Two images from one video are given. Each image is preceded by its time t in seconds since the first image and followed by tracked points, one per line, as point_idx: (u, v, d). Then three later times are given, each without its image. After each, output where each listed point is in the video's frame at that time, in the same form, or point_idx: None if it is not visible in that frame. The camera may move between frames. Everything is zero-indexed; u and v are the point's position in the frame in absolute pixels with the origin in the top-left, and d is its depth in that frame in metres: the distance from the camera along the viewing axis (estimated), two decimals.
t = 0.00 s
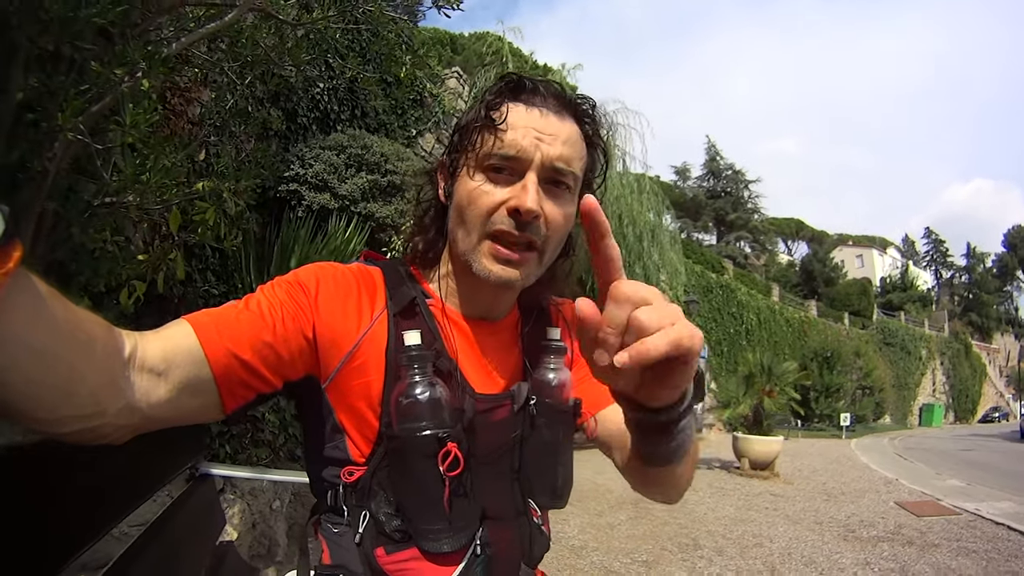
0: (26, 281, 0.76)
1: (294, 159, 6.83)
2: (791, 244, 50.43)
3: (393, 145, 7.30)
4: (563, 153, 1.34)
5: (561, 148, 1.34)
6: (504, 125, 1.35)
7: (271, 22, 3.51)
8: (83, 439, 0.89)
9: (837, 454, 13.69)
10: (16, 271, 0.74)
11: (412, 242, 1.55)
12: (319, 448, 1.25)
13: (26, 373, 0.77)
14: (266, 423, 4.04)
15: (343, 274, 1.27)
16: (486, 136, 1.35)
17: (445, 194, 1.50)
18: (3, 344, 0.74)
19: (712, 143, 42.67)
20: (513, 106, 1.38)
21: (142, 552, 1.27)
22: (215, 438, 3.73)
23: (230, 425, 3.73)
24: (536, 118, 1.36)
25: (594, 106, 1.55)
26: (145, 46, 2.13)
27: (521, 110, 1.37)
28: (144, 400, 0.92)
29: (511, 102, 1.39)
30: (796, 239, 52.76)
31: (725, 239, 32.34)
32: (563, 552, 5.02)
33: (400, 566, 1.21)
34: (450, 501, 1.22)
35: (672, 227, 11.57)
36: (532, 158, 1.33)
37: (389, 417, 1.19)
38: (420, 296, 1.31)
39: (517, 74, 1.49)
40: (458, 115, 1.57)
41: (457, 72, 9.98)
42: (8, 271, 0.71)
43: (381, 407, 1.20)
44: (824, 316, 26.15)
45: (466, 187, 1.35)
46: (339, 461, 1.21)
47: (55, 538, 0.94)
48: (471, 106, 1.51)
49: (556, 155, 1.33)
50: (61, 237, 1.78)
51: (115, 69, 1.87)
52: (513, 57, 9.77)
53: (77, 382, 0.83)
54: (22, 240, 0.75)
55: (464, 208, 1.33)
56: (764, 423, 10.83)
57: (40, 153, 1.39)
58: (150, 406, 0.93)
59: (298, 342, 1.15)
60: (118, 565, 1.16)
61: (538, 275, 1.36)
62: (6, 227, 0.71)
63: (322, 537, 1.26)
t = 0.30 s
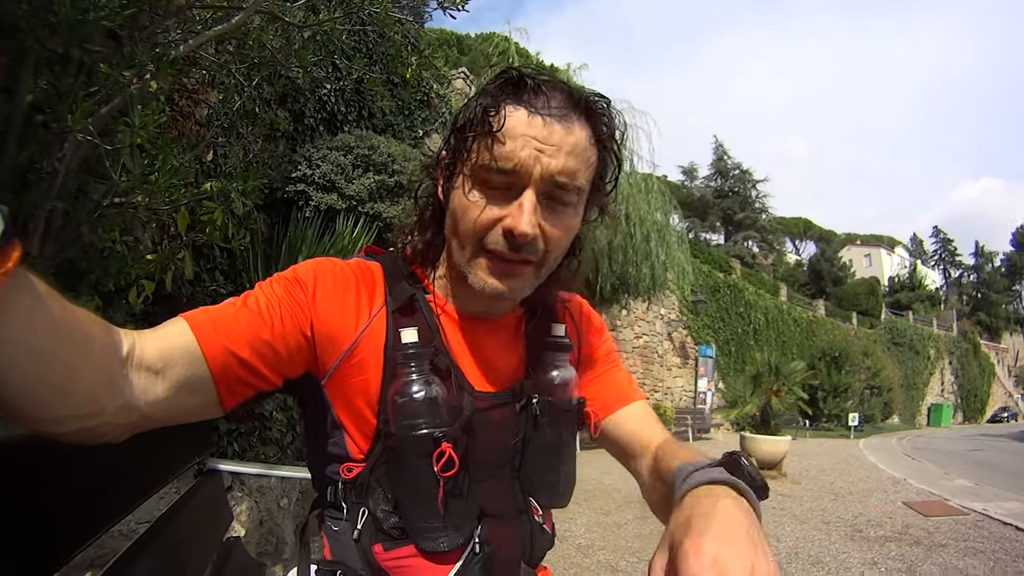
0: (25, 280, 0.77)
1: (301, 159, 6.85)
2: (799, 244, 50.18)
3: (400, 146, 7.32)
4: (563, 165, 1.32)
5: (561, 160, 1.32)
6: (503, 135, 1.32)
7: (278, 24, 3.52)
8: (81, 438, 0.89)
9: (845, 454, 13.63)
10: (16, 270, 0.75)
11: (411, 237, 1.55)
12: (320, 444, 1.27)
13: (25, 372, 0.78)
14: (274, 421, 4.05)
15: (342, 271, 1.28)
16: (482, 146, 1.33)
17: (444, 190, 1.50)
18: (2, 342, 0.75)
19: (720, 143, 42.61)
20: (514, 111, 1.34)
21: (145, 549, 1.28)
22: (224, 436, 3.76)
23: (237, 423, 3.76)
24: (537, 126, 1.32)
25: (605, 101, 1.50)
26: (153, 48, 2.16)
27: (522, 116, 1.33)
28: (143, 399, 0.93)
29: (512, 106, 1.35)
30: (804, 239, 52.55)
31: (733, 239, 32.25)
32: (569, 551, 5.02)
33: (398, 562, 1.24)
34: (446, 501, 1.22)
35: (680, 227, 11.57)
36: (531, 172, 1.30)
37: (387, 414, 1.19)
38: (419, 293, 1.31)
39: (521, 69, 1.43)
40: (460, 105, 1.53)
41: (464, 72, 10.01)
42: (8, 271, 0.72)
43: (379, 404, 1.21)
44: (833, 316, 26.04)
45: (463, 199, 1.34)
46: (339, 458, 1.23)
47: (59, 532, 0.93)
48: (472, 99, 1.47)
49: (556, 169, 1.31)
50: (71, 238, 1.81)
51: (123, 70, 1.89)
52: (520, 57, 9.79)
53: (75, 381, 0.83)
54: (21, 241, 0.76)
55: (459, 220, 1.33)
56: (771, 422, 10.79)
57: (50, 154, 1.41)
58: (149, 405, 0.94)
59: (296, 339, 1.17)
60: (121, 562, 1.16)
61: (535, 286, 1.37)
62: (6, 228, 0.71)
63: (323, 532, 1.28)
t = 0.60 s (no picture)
0: (26, 281, 0.78)
1: (309, 160, 6.88)
2: (808, 243, 49.96)
3: (408, 146, 7.34)
4: (585, 198, 1.29)
5: (583, 193, 1.29)
6: (528, 158, 1.28)
7: (286, 25, 3.53)
8: (83, 440, 0.90)
9: (855, 455, 13.55)
10: (16, 271, 0.75)
11: (422, 236, 1.56)
12: (325, 444, 1.28)
13: (25, 373, 0.79)
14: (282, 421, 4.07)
15: (345, 270, 1.28)
16: (503, 164, 1.30)
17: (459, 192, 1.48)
18: (3, 344, 0.76)
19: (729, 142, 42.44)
20: (541, 133, 1.30)
21: (150, 550, 1.28)
22: (232, 436, 3.77)
23: (245, 423, 3.77)
24: (564, 154, 1.28)
25: (639, 129, 1.46)
26: (160, 49, 2.17)
27: (549, 140, 1.29)
28: (144, 399, 0.94)
29: (542, 127, 1.31)
30: (814, 238, 52.29)
31: (742, 239, 32.14)
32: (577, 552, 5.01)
33: (404, 564, 1.23)
34: (452, 502, 1.21)
35: (688, 227, 11.55)
36: (550, 200, 1.27)
37: (390, 414, 1.19)
38: (423, 290, 1.31)
39: (560, 89, 1.38)
40: (491, 106, 1.49)
41: (472, 73, 10.03)
42: (8, 271, 0.73)
43: (383, 403, 1.21)
44: (843, 316, 25.91)
45: (478, 213, 1.32)
46: (344, 458, 1.24)
47: (63, 536, 0.88)
48: (502, 106, 1.43)
49: (577, 201, 1.28)
50: (78, 238, 1.83)
51: (130, 72, 1.90)
52: (528, 57, 9.80)
53: (75, 382, 0.84)
54: (21, 242, 0.77)
55: (470, 235, 1.32)
56: (781, 423, 10.75)
57: (58, 155, 1.43)
58: (150, 405, 0.95)
59: (298, 338, 1.17)
60: (127, 564, 1.16)
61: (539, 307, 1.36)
62: (6, 230, 0.72)
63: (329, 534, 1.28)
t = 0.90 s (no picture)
0: (25, 282, 0.77)
1: (302, 164, 6.85)
2: (799, 248, 50.20)
3: (402, 151, 7.33)
4: (587, 212, 1.29)
5: (587, 208, 1.29)
6: (536, 169, 1.29)
7: (280, 27, 3.52)
8: (82, 442, 0.89)
9: (848, 458, 13.59)
10: (16, 272, 0.74)
11: (427, 239, 1.56)
12: (323, 446, 1.28)
13: (24, 373, 0.78)
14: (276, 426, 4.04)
15: (344, 271, 1.28)
16: (509, 173, 1.31)
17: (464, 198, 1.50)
18: (3, 344, 0.75)
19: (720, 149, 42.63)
20: (550, 145, 1.31)
21: (141, 558, 1.25)
22: (224, 441, 3.74)
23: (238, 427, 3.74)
24: (571, 166, 1.28)
25: (648, 148, 1.46)
26: (154, 49, 2.16)
27: (557, 152, 1.30)
28: (143, 400, 0.93)
29: (552, 139, 1.32)
30: (804, 244, 52.61)
31: (734, 244, 32.28)
32: (573, 557, 5.00)
33: (403, 568, 1.22)
34: (453, 501, 1.19)
35: (680, 231, 11.61)
36: (552, 212, 1.27)
37: (391, 415, 1.17)
38: (423, 291, 1.32)
39: (574, 103, 1.39)
40: (504, 112, 1.50)
41: (465, 78, 10.06)
42: (8, 271, 0.71)
43: (382, 404, 1.21)
44: (834, 319, 26.04)
45: (480, 220, 1.33)
46: (341, 460, 1.24)
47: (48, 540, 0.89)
48: (514, 114, 1.45)
49: (581, 215, 1.28)
50: (72, 240, 1.80)
51: (124, 72, 1.89)
52: (522, 62, 9.83)
53: (75, 382, 0.83)
54: (21, 242, 0.76)
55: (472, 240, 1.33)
56: (774, 426, 10.78)
57: (50, 155, 1.41)
58: (149, 406, 0.94)
59: (298, 338, 1.17)
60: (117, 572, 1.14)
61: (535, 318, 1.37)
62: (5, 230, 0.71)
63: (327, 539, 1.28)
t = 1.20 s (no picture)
0: (24, 280, 0.76)
1: (300, 161, 6.83)
2: (796, 247, 50.31)
3: (399, 148, 7.32)
4: (583, 197, 1.29)
5: (582, 193, 1.28)
6: (529, 155, 1.28)
7: (278, 24, 3.52)
8: (82, 441, 0.89)
9: (844, 456, 13.63)
10: (15, 271, 0.74)
11: (425, 231, 1.55)
12: (323, 441, 1.27)
13: (24, 371, 0.77)
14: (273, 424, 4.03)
15: (344, 265, 1.27)
16: (503, 161, 1.30)
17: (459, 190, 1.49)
18: (3, 344, 0.74)
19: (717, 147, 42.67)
20: (543, 131, 1.31)
21: (136, 555, 1.23)
22: (222, 439, 3.74)
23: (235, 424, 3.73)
24: (565, 151, 1.28)
25: (643, 130, 1.45)
26: (152, 43, 2.16)
27: (549, 139, 1.30)
28: (142, 398, 0.93)
29: (544, 124, 1.32)
30: (801, 243, 52.71)
31: (731, 243, 32.34)
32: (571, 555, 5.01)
33: (404, 563, 1.22)
34: (456, 496, 1.21)
35: (677, 230, 11.63)
36: (548, 198, 1.27)
37: (393, 408, 1.18)
38: (424, 285, 1.32)
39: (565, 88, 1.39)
40: (495, 103, 1.49)
41: (463, 76, 10.06)
42: (8, 270, 0.71)
43: (385, 398, 1.20)
44: (831, 318, 26.11)
45: (474, 210, 1.32)
46: (341, 454, 1.22)
47: (53, 531, 0.91)
48: (505, 103, 1.44)
49: (576, 200, 1.28)
50: (70, 235, 1.80)
51: (123, 66, 1.88)
52: (520, 60, 9.84)
53: (75, 382, 0.83)
54: (20, 241, 0.75)
55: (468, 230, 1.32)
56: (771, 425, 10.80)
57: (48, 149, 1.40)
58: (148, 405, 0.94)
59: (296, 333, 1.16)
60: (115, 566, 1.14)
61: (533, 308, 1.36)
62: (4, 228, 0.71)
63: (325, 535, 1.26)
